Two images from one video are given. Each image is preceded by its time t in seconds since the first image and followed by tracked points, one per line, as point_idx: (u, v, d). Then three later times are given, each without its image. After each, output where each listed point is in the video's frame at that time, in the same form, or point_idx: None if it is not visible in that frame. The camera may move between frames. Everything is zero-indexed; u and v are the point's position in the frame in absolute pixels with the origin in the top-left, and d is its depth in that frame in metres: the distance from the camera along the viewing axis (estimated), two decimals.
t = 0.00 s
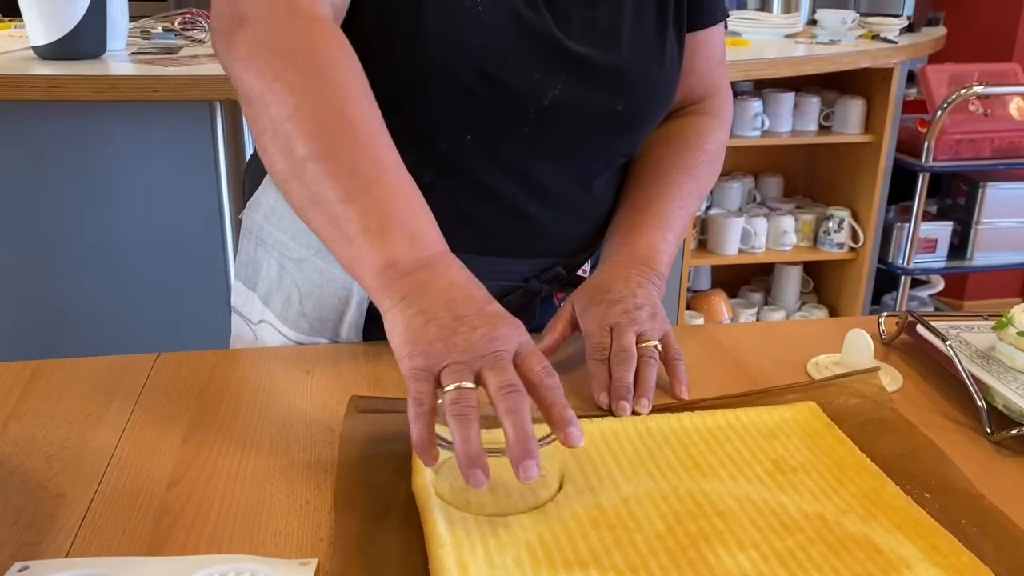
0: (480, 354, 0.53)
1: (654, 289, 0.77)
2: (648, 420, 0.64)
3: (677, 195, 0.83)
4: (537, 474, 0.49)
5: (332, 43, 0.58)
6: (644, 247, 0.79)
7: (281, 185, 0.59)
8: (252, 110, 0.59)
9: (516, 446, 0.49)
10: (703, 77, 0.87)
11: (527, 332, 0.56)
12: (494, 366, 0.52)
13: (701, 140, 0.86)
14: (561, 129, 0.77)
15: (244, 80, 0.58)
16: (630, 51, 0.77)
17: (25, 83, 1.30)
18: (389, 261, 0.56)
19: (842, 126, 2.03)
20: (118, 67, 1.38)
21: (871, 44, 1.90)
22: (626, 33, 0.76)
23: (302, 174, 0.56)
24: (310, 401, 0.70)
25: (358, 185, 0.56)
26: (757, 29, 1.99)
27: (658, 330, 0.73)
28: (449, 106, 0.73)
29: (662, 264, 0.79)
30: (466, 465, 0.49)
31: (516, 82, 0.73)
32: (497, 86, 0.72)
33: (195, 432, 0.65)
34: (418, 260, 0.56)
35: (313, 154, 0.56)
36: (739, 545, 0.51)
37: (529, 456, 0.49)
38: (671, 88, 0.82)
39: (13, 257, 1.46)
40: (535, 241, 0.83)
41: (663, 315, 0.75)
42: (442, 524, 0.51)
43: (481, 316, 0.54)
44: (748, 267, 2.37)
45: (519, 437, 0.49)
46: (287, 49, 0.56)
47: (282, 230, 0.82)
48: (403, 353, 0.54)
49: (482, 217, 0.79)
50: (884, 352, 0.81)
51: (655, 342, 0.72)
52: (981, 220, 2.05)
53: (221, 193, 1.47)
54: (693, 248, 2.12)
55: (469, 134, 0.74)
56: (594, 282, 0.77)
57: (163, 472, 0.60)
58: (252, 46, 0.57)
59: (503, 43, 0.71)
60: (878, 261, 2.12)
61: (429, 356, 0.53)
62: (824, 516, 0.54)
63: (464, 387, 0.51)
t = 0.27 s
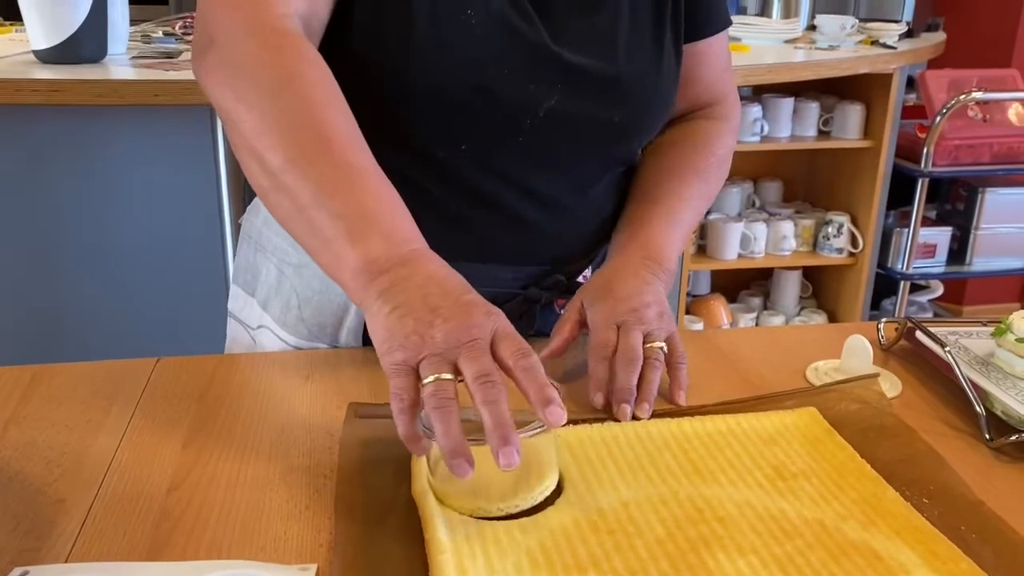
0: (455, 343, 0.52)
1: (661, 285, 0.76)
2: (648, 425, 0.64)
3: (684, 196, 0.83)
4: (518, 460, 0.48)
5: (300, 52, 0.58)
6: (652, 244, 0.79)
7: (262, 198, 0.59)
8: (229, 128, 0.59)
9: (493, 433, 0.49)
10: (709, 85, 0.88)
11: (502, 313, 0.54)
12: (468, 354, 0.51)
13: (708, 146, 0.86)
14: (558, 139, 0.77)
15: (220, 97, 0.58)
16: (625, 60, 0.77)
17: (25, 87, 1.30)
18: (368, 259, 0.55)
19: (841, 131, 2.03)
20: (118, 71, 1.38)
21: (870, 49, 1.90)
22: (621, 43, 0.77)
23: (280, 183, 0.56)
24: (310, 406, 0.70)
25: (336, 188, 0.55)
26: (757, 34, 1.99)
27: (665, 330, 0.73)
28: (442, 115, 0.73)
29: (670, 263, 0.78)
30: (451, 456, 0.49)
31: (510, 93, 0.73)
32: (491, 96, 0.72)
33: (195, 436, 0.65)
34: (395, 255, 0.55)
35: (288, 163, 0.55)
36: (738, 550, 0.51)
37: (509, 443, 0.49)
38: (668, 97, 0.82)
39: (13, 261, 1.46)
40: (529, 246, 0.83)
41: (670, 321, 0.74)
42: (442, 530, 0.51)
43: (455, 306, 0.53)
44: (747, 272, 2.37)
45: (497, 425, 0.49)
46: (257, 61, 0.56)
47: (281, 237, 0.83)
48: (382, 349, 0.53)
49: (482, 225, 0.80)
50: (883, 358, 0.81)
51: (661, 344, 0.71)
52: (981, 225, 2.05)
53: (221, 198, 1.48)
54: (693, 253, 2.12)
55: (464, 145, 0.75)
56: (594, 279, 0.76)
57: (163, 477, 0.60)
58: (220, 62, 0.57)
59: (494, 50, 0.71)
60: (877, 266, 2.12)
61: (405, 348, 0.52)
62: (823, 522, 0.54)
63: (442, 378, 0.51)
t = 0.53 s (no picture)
0: (450, 352, 0.51)
1: (682, 245, 0.67)
2: (647, 430, 0.65)
3: (704, 137, 0.73)
4: (512, 465, 0.47)
5: (290, 78, 0.59)
6: (671, 189, 0.69)
7: (258, 224, 0.58)
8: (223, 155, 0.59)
9: (489, 442, 0.48)
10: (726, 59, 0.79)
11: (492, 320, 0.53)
12: (466, 363, 0.50)
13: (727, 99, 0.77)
14: (546, 155, 0.78)
15: (215, 125, 0.59)
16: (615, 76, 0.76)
17: (26, 91, 1.31)
18: (363, 279, 0.54)
19: (840, 137, 2.03)
20: (119, 75, 1.38)
21: (869, 55, 1.91)
22: (611, 58, 0.76)
23: (274, 207, 0.56)
24: (311, 411, 0.70)
25: (330, 212, 0.55)
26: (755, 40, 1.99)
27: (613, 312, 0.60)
28: (435, 132, 0.74)
29: (695, 208, 0.68)
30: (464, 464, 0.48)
31: (498, 108, 0.74)
32: (481, 113, 0.74)
33: (195, 440, 0.65)
34: (391, 275, 0.54)
35: (281, 187, 0.56)
36: (735, 554, 0.52)
37: (506, 448, 0.48)
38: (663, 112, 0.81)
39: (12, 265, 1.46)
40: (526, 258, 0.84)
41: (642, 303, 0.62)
42: (441, 534, 0.51)
43: (449, 317, 0.52)
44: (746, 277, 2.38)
45: (494, 433, 0.48)
46: (248, 88, 0.58)
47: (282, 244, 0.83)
48: (382, 367, 0.52)
49: (479, 237, 0.82)
50: (881, 364, 0.82)
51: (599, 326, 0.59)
52: (979, 230, 2.06)
53: (221, 203, 1.48)
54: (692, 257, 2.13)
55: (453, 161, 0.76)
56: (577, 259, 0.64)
57: (162, 481, 0.60)
58: (211, 89, 0.59)
59: (482, 68, 0.73)
60: (875, 271, 2.13)
61: (406, 362, 0.51)
62: (820, 527, 0.55)
63: (444, 390, 0.50)
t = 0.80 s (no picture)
0: (446, 354, 0.52)
1: (659, 238, 0.60)
2: (646, 433, 0.65)
3: (706, 106, 0.66)
4: (518, 464, 0.49)
5: (268, 95, 0.59)
6: (668, 170, 0.63)
7: (244, 242, 0.58)
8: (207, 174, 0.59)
9: (494, 441, 0.49)
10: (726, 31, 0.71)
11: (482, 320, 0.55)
12: (462, 363, 0.52)
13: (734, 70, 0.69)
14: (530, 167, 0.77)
15: (194, 143, 0.58)
16: (592, 88, 0.76)
17: (26, 93, 1.31)
18: (352, 292, 0.54)
19: (839, 140, 2.04)
20: (119, 77, 1.38)
21: (868, 59, 1.91)
22: (588, 70, 0.75)
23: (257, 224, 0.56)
24: (310, 414, 0.70)
25: (312, 227, 0.55)
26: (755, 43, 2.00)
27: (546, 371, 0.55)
28: (419, 144, 0.75)
29: (692, 190, 0.62)
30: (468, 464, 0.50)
31: (475, 123, 0.74)
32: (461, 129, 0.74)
33: (195, 442, 0.65)
34: (378, 286, 0.54)
35: (264, 206, 0.55)
36: (734, 558, 0.52)
37: (510, 446, 0.49)
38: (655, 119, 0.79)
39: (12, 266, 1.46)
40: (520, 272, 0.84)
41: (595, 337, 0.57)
42: (441, 537, 0.52)
43: (441, 320, 0.53)
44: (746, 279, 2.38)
45: (498, 432, 0.49)
46: (225, 108, 0.57)
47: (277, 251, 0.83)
48: (379, 376, 0.53)
49: (475, 251, 0.81)
50: (880, 367, 0.82)
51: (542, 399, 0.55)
52: (977, 234, 2.06)
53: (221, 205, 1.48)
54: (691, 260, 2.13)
55: (440, 176, 0.77)
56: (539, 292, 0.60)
57: (161, 484, 0.60)
58: (190, 109, 0.58)
59: (459, 84, 0.73)
60: (874, 274, 2.13)
61: (404, 368, 0.52)
62: (819, 530, 0.55)
63: (444, 391, 0.51)
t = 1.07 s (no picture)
0: (442, 339, 0.52)
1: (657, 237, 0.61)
2: (646, 438, 0.64)
3: (708, 113, 0.65)
4: (522, 441, 0.50)
5: (243, 101, 0.59)
6: (668, 170, 0.62)
7: (227, 249, 0.58)
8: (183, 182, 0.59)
9: (498, 422, 0.50)
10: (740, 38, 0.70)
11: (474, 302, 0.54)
12: (457, 347, 0.51)
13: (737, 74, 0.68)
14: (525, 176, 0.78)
15: (169, 154, 0.58)
16: (589, 96, 0.76)
17: (25, 95, 1.31)
18: (338, 291, 0.54)
19: (839, 144, 2.04)
20: (118, 80, 1.38)
21: (868, 62, 1.91)
22: (585, 78, 0.75)
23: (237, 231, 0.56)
24: (308, 419, 0.70)
25: (293, 229, 0.55)
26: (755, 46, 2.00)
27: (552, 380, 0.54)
28: (413, 156, 0.75)
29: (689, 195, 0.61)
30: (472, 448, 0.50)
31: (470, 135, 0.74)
32: (455, 141, 0.74)
33: (193, 448, 0.65)
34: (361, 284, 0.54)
35: (244, 211, 0.55)
36: (734, 564, 0.51)
37: (514, 424, 0.50)
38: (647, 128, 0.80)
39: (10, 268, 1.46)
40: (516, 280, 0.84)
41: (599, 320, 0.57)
42: (439, 543, 0.51)
43: (432, 309, 0.53)
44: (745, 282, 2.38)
45: (502, 412, 0.50)
46: (200, 117, 0.57)
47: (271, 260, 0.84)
48: (376, 369, 0.52)
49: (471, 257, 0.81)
50: (880, 371, 0.82)
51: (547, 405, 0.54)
52: (977, 237, 2.06)
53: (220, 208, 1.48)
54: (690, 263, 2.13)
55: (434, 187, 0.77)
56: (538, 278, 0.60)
57: (160, 489, 0.60)
58: (164, 118, 0.58)
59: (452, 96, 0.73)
60: (874, 277, 2.13)
61: (400, 360, 0.52)
62: (819, 536, 0.55)
63: (442, 376, 0.51)
